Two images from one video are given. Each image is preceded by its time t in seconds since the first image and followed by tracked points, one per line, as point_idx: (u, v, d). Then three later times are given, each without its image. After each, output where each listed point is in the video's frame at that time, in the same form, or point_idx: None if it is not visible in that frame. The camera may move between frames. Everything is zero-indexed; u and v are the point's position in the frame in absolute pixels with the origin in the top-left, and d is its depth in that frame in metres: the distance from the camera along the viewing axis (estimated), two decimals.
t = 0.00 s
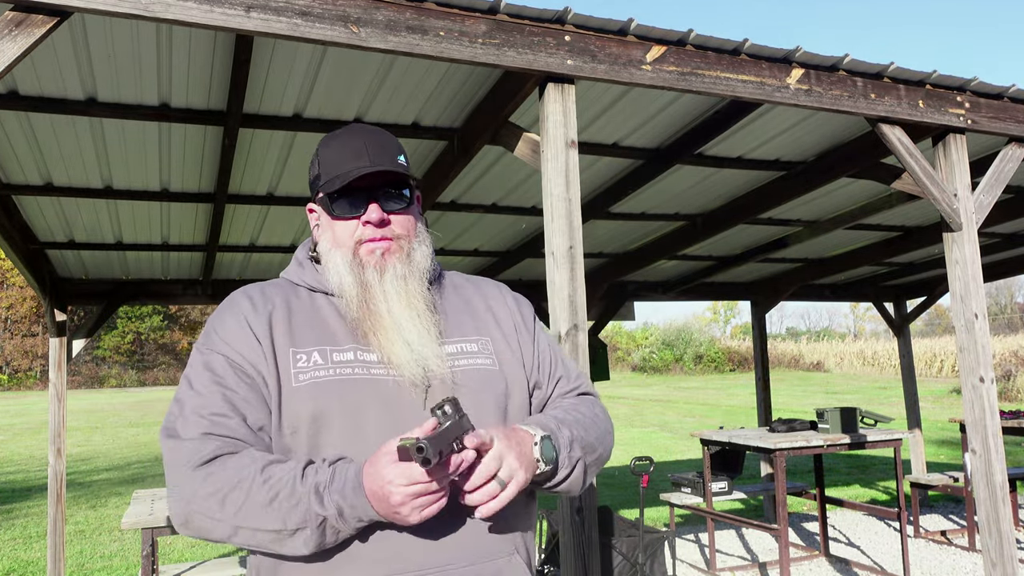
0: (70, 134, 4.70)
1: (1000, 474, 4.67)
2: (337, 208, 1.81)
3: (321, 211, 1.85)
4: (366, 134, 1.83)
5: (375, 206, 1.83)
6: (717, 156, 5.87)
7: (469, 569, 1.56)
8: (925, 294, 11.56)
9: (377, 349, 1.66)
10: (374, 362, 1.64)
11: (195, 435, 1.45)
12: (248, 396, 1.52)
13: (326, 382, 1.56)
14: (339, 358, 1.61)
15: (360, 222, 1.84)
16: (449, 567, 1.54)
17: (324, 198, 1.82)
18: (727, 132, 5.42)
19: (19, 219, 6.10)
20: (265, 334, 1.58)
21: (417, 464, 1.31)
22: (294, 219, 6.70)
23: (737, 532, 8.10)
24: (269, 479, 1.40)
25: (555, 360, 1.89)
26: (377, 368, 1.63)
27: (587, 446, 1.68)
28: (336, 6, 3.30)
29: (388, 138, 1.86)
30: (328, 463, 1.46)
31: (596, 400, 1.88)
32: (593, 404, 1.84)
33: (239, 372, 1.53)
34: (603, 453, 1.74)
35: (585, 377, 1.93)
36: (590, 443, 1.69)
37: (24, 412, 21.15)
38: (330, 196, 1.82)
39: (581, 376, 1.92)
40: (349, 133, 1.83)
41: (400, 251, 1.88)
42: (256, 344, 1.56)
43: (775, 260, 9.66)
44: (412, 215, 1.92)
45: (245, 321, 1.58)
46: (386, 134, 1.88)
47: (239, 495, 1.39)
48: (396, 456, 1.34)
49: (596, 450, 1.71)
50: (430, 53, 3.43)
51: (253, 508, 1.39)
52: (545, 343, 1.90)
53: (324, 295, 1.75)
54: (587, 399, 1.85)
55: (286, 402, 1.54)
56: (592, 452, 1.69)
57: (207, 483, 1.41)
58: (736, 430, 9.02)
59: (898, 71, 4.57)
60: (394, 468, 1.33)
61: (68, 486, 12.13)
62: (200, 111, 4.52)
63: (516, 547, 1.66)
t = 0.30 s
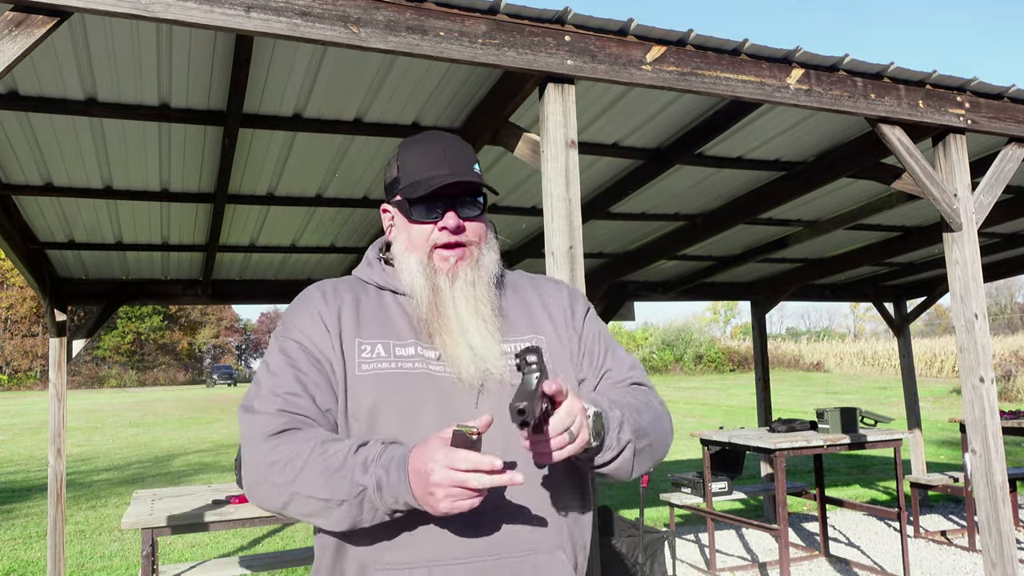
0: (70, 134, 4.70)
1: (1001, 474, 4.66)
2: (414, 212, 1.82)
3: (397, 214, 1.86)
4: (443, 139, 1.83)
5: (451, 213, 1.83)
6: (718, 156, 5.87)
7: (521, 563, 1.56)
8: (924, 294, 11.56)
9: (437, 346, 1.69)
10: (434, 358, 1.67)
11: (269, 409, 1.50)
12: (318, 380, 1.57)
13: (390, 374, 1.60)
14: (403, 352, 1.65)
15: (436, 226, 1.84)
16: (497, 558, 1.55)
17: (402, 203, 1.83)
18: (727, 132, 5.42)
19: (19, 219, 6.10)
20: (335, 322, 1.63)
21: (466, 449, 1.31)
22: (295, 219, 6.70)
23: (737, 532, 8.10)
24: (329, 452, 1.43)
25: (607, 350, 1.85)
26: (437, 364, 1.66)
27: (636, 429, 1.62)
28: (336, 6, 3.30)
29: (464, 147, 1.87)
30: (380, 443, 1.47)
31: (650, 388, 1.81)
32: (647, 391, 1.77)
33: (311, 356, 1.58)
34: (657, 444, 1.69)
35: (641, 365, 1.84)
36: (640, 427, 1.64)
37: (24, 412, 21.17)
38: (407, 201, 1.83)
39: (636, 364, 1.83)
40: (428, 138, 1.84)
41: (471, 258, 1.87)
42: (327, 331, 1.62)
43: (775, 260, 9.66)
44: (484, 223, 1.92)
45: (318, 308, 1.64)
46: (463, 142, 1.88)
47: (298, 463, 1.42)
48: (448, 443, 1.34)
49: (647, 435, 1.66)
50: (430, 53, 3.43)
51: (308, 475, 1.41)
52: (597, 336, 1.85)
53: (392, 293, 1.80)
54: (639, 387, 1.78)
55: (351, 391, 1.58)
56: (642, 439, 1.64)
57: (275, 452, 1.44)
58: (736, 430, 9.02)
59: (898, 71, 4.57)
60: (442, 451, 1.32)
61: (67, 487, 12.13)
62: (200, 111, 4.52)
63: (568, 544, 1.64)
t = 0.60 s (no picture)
0: (70, 134, 4.71)
1: (1001, 474, 4.66)
2: (461, 214, 1.88)
3: (445, 215, 1.93)
4: (499, 151, 1.92)
5: (496, 220, 1.88)
6: (718, 156, 5.88)
7: (524, 550, 1.55)
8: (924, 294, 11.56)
9: (447, 337, 1.74)
10: (439, 352, 1.70)
11: (281, 413, 1.72)
12: (326, 388, 1.73)
13: (397, 372, 1.67)
14: (409, 348, 1.70)
15: (480, 230, 1.88)
16: (496, 543, 1.55)
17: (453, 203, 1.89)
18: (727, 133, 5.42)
19: (19, 219, 6.10)
20: (347, 328, 1.76)
21: (455, 480, 1.42)
22: (295, 219, 6.70)
23: (737, 532, 8.10)
24: (322, 463, 1.59)
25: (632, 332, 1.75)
26: (441, 357, 1.69)
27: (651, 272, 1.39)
28: (336, 6, 3.30)
29: (515, 160, 1.94)
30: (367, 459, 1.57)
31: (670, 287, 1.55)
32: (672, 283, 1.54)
33: (322, 365, 1.74)
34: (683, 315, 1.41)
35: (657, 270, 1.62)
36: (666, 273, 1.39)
37: (24, 412, 21.15)
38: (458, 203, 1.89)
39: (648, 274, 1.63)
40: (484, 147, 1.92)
41: (509, 264, 1.89)
42: (338, 339, 1.75)
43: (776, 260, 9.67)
44: (525, 236, 1.96)
45: (335, 316, 1.78)
46: (513, 156, 1.95)
47: (295, 469, 1.62)
48: (434, 470, 1.44)
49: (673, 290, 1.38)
50: (430, 53, 3.43)
51: (301, 484, 1.60)
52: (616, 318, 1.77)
53: (414, 293, 1.86)
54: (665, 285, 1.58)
55: (362, 389, 1.68)
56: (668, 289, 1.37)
57: (281, 454, 1.66)
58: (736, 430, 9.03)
59: (898, 71, 4.57)
60: (430, 477, 1.42)
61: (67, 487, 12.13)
62: (200, 111, 4.52)
63: (577, 528, 1.58)
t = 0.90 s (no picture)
0: (70, 134, 4.71)
1: (1001, 474, 4.66)
2: (443, 212, 1.91)
3: (428, 213, 1.96)
4: (484, 152, 1.96)
5: (477, 220, 1.91)
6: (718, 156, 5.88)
7: (475, 559, 1.57)
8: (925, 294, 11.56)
9: (416, 337, 1.75)
10: (408, 353, 1.71)
11: (255, 407, 1.81)
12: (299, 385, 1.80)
13: (365, 372, 1.70)
14: (380, 348, 1.73)
15: (460, 228, 1.91)
16: (448, 549, 1.58)
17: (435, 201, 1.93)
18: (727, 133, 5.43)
19: (19, 219, 6.10)
20: (322, 327, 1.82)
21: (394, 490, 1.46)
22: (294, 219, 6.71)
23: (737, 532, 8.10)
24: (285, 462, 1.67)
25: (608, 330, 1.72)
26: (410, 358, 1.71)
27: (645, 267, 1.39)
28: (336, 6, 3.30)
29: (500, 162, 1.98)
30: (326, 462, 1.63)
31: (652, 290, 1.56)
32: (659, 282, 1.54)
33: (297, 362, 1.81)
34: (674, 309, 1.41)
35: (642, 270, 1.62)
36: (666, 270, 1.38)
37: (23, 412, 21.13)
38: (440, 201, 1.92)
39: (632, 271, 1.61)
40: (470, 149, 1.97)
41: (488, 264, 1.89)
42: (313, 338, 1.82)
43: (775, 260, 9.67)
44: (508, 236, 1.97)
45: (313, 315, 1.85)
46: (499, 158, 2.00)
47: (262, 463, 1.71)
48: (377, 479, 1.49)
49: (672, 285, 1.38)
50: (430, 52, 3.43)
51: (265, 480, 1.69)
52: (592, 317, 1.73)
53: (395, 292, 1.89)
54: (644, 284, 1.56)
55: (333, 386, 1.72)
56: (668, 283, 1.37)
57: (250, 448, 1.75)
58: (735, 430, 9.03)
59: (898, 71, 4.57)
60: (370, 486, 1.48)
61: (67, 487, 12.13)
62: (200, 111, 4.52)
63: (534, 533, 1.58)
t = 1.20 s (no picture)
0: (70, 134, 4.71)
1: (1001, 474, 4.66)
2: (431, 209, 1.92)
3: (416, 210, 1.97)
4: (472, 148, 1.97)
5: (465, 216, 1.92)
6: (718, 156, 5.88)
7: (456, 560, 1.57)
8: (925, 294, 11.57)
9: (402, 338, 1.75)
10: (394, 353, 1.72)
11: (242, 407, 1.81)
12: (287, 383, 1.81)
13: (351, 372, 1.70)
14: (365, 349, 1.73)
15: (448, 225, 1.92)
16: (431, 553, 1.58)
17: (423, 198, 1.94)
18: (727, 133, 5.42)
19: (18, 218, 6.09)
20: (308, 327, 1.82)
21: (376, 492, 1.48)
22: (294, 219, 6.71)
23: (737, 532, 8.10)
24: (269, 462, 1.67)
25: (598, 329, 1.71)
26: (395, 358, 1.71)
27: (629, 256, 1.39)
28: (336, 6, 3.30)
29: (489, 157, 1.98)
30: (311, 462, 1.64)
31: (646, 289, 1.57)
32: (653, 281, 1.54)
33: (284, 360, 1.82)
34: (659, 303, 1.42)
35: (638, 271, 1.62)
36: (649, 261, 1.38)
37: (23, 412, 21.12)
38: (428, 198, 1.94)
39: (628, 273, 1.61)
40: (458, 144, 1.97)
41: (477, 261, 1.90)
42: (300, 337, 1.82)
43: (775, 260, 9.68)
44: (498, 233, 1.97)
45: (300, 315, 1.85)
46: (489, 155, 2.00)
47: (246, 463, 1.72)
48: (361, 481, 1.51)
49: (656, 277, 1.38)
50: (430, 52, 3.43)
51: (250, 481, 1.69)
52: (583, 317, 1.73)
53: (383, 291, 1.89)
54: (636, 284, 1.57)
55: (318, 386, 1.72)
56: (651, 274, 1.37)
57: (236, 447, 1.76)
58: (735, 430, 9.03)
59: (898, 71, 4.57)
60: (353, 487, 1.49)
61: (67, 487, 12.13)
62: (200, 111, 4.52)
63: (517, 535, 1.58)
